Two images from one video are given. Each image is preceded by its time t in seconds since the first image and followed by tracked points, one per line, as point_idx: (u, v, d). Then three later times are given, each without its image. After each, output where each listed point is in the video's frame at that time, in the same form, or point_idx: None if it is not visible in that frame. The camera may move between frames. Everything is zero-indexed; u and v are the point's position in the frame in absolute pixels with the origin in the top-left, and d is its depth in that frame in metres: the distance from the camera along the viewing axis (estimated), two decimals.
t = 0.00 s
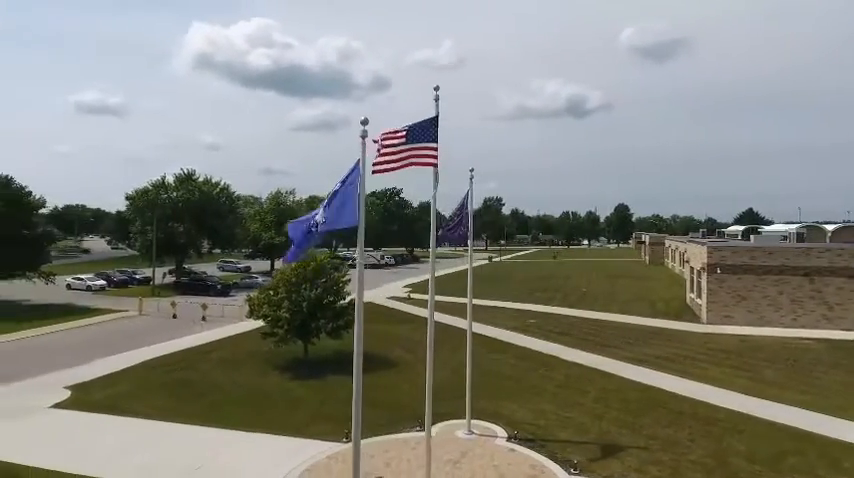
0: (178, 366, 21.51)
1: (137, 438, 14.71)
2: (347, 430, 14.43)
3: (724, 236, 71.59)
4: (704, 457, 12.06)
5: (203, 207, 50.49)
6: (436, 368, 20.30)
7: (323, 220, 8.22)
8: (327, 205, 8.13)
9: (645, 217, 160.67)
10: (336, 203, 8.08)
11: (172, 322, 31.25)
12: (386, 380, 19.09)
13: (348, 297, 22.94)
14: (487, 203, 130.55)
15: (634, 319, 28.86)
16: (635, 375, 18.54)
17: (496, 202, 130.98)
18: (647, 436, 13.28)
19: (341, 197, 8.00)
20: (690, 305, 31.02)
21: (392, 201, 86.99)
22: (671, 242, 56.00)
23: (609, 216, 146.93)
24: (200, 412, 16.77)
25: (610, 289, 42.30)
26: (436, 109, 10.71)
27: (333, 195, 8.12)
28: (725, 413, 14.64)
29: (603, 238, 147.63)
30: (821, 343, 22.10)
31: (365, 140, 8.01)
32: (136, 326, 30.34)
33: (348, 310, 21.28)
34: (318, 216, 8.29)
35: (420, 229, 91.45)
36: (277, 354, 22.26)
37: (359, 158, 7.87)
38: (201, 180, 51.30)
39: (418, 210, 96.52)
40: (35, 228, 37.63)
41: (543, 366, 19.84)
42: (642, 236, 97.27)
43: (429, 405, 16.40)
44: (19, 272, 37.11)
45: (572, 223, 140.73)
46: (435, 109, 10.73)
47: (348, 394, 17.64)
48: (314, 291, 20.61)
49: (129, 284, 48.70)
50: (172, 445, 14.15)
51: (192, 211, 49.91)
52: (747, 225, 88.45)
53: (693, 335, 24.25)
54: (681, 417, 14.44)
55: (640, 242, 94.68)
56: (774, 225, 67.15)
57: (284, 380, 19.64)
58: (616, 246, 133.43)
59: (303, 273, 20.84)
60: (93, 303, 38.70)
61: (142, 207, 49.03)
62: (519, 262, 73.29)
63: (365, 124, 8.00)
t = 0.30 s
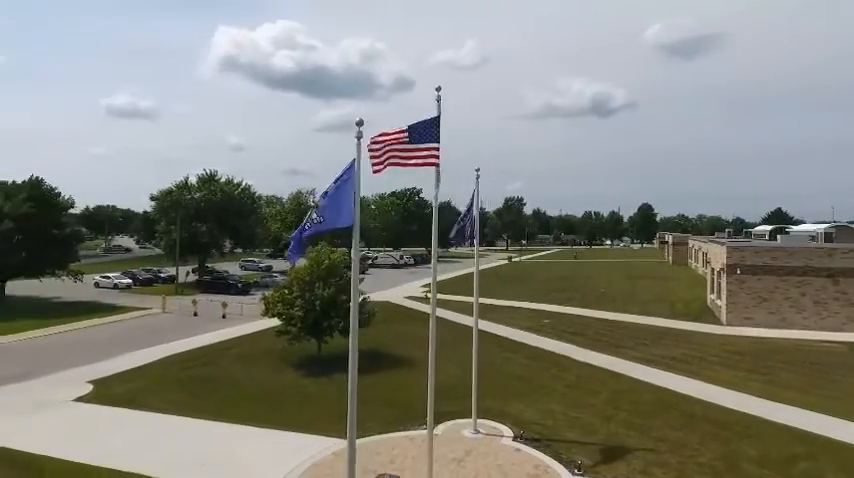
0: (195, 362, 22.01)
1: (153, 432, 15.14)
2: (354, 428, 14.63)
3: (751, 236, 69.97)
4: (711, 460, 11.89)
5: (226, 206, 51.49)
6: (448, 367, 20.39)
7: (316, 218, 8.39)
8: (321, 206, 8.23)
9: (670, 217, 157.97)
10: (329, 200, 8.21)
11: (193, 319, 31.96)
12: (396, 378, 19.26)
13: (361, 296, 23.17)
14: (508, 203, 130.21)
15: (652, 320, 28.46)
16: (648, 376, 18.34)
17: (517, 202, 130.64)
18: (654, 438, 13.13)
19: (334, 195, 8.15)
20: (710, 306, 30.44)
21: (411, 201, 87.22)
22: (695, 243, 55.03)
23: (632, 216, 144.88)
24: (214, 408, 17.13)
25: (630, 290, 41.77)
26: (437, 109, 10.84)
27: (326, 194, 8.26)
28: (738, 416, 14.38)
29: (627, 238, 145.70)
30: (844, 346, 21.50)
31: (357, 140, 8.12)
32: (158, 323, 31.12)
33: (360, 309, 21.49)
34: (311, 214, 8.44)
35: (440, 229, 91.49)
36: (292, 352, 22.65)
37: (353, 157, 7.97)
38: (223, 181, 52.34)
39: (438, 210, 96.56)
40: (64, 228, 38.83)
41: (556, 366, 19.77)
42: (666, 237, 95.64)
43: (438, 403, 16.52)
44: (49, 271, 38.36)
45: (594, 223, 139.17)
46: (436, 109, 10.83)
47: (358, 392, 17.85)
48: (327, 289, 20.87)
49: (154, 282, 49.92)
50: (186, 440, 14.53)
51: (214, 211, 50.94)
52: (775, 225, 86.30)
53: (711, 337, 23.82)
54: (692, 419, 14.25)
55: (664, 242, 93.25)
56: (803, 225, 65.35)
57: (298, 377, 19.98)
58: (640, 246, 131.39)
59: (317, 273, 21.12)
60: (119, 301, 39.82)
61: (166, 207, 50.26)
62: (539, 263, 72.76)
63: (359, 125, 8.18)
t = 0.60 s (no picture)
0: (217, 359, 22.59)
1: (172, 425, 15.66)
2: (365, 425, 14.83)
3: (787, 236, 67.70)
4: (722, 464, 11.66)
5: (252, 207, 52.59)
6: (463, 366, 20.44)
7: (310, 216, 8.42)
8: (317, 204, 8.33)
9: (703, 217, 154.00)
10: (326, 201, 8.33)
11: (218, 317, 32.79)
12: (410, 377, 19.40)
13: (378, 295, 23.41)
14: (535, 203, 129.12)
15: (675, 321, 27.91)
16: (665, 378, 18.03)
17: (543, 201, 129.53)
18: (665, 441, 12.94)
19: (335, 197, 8.30)
20: (737, 308, 29.67)
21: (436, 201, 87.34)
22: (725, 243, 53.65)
23: (663, 216, 141.86)
24: (231, 403, 17.60)
25: (655, 290, 41.01)
26: (441, 109, 10.96)
27: (322, 193, 8.33)
28: (755, 421, 14.03)
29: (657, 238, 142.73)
30: None
31: (354, 141, 8.24)
32: (185, 320, 32.05)
33: (375, 308, 21.75)
34: (304, 211, 8.45)
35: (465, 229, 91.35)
36: (310, 349, 23.06)
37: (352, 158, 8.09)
38: (249, 182, 53.45)
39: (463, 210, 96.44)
40: (98, 227, 40.22)
41: (571, 367, 19.61)
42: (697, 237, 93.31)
43: (450, 402, 16.60)
44: (84, 269, 39.85)
45: (623, 223, 136.78)
46: (441, 109, 10.94)
47: (372, 389, 18.08)
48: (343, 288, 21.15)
49: (183, 280, 51.33)
50: (202, 433, 14.97)
51: (242, 211, 52.06)
52: (812, 225, 83.33)
53: (735, 340, 23.23)
54: (706, 423, 13.97)
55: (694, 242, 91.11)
56: (842, 225, 62.91)
57: (314, 374, 20.34)
58: (670, 246, 128.58)
59: (334, 271, 21.43)
60: (150, 299, 41.11)
61: (195, 207, 51.62)
62: (565, 263, 71.95)
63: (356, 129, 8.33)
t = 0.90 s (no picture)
0: (236, 356, 23.12)
1: (188, 420, 16.11)
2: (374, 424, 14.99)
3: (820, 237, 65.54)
4: (731, 469, 11.44)
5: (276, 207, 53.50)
6: (476, 366, 20.46)
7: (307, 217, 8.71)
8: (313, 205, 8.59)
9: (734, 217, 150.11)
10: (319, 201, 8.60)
11: (240, 315, 33.50)
12: (422, 376, 19.51)
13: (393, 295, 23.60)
14: (560, 203, 127.90)
15: (696, 324, 27.37)
16: (680, 382, 17.71)
17: (568, 202, 128.22)
18: (675, 444, 12.75)
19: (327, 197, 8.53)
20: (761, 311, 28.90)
21: (459, 201, 87.27)
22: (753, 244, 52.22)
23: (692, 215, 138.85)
24: (247, 399, 18.00)
25: (679, 292, 40.24)
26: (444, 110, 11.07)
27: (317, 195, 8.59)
28: (770, 425, 13.69)
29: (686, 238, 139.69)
30: None
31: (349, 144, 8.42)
32: (209, 318, 32.86)
33: (390, 308, 21.93)
34: (301, 212, 8.78)
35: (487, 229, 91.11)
36: (326, 348, 23.39)
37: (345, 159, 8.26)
38: (273, 183, 54.45)
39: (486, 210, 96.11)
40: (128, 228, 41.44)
41: (585, 368, 19.43)
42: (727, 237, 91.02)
43: (460, 402, 16.66)
44: (114, 268, 41.15)
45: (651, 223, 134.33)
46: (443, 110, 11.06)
47: (383, 388, 18.23)
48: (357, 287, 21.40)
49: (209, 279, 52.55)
50: (217, 428, 15.39)
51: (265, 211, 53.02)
52: (849, 225, 80.42)
53: (758, 343, 22.65)
54: (719, 427, 13.70)
55: (724, 243, 88.89)
56: None
57: (329, 372, 20.64)
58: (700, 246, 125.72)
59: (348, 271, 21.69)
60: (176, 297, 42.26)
61: (221, 207, 52.79)
62: (589, 263, 71.12)
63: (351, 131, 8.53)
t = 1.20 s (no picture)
0: (254, 353, 23.63)
1: (203, 415, 16.60)
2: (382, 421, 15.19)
3: None
4: (737, 473, 11.25)
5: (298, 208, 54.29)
6: (488, 366, 20.48)
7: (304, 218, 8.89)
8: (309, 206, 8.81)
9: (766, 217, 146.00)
10: (315, 202, 8.82)
11: (261, 313, 34.17)
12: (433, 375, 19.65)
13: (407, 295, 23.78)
14: (584, 203, 126.44)
15: (717, 326, 26.81)
16: (694, 384, 17.43)
17: (593, 202, 126.68)
18: (683, 447, 12.58)
19: (324, 198, 8.76)
20: (786, 313, 28.16)
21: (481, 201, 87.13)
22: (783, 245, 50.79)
23: (722, 215, 135.61)
24: (262, 395, 18.45)
25: (703, 293, 39.42)
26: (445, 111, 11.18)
27: (313, 196, 8.81)
28: (783, 430, 13.38)
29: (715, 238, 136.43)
30: None
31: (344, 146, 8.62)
32: (231, 316, 33.63)
33: (403, 307, 22.10)
34: (298, 214, 8.99)
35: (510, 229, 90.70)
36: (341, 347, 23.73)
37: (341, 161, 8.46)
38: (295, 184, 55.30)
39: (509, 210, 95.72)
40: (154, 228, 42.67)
41: (598, 370, 19.27)
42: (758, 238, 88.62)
43: (469, 401, 16.72)
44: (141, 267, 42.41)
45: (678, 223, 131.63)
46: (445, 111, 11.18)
47: (394, 387, 18.44)
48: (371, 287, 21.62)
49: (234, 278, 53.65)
50: (230, 424, 15.82)
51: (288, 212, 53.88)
52: None
53: (779, 346, 22.08)
54: (730, 430, 13.45)
55: (754, 243, 86.47)
56: None
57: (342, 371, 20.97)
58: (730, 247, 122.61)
59: (362, 271, 21.93)
60: (201, 295, 43.31)
61: (245, 208, 53.86)
62: (612, 264, 70.18)
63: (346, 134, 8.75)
